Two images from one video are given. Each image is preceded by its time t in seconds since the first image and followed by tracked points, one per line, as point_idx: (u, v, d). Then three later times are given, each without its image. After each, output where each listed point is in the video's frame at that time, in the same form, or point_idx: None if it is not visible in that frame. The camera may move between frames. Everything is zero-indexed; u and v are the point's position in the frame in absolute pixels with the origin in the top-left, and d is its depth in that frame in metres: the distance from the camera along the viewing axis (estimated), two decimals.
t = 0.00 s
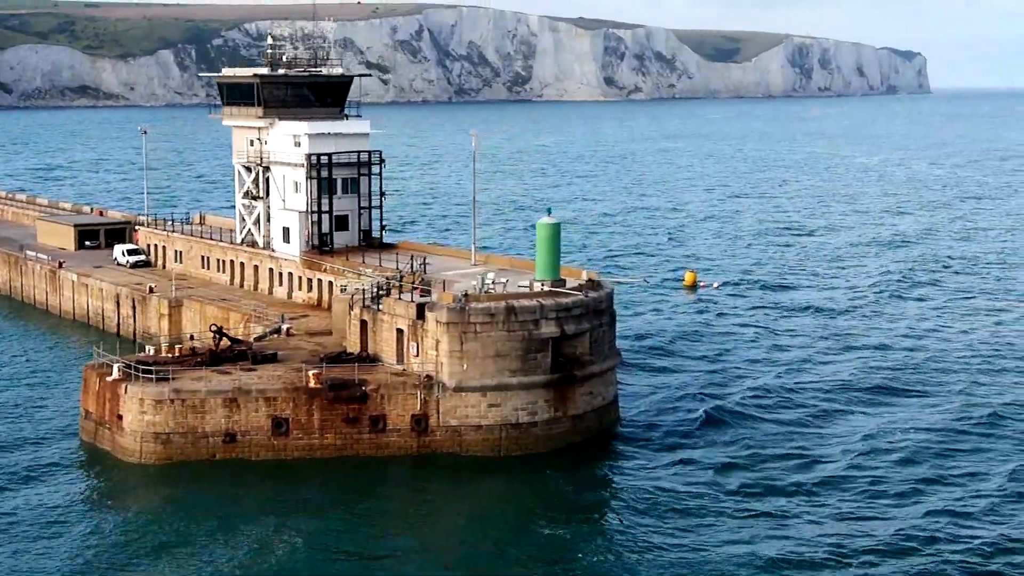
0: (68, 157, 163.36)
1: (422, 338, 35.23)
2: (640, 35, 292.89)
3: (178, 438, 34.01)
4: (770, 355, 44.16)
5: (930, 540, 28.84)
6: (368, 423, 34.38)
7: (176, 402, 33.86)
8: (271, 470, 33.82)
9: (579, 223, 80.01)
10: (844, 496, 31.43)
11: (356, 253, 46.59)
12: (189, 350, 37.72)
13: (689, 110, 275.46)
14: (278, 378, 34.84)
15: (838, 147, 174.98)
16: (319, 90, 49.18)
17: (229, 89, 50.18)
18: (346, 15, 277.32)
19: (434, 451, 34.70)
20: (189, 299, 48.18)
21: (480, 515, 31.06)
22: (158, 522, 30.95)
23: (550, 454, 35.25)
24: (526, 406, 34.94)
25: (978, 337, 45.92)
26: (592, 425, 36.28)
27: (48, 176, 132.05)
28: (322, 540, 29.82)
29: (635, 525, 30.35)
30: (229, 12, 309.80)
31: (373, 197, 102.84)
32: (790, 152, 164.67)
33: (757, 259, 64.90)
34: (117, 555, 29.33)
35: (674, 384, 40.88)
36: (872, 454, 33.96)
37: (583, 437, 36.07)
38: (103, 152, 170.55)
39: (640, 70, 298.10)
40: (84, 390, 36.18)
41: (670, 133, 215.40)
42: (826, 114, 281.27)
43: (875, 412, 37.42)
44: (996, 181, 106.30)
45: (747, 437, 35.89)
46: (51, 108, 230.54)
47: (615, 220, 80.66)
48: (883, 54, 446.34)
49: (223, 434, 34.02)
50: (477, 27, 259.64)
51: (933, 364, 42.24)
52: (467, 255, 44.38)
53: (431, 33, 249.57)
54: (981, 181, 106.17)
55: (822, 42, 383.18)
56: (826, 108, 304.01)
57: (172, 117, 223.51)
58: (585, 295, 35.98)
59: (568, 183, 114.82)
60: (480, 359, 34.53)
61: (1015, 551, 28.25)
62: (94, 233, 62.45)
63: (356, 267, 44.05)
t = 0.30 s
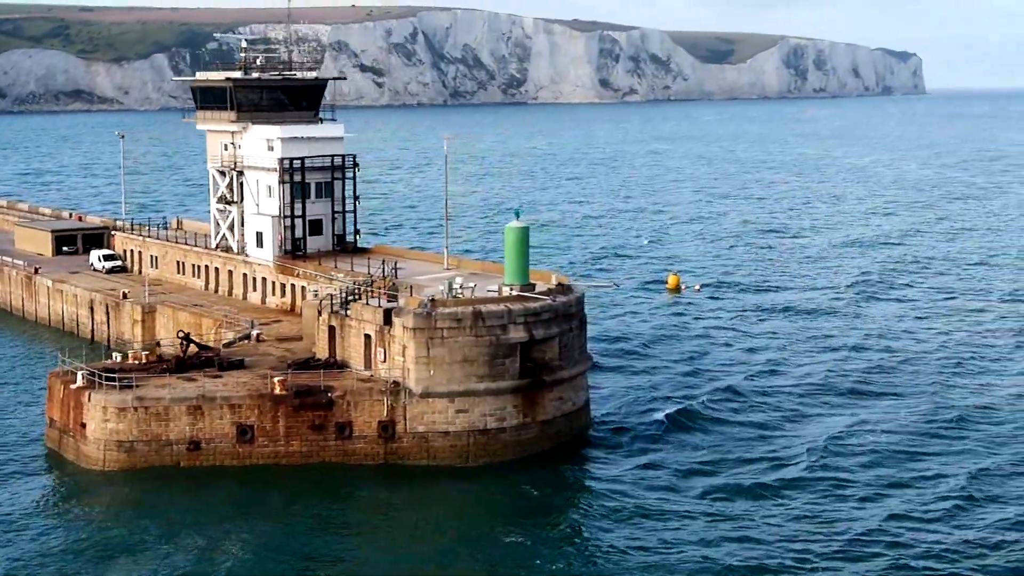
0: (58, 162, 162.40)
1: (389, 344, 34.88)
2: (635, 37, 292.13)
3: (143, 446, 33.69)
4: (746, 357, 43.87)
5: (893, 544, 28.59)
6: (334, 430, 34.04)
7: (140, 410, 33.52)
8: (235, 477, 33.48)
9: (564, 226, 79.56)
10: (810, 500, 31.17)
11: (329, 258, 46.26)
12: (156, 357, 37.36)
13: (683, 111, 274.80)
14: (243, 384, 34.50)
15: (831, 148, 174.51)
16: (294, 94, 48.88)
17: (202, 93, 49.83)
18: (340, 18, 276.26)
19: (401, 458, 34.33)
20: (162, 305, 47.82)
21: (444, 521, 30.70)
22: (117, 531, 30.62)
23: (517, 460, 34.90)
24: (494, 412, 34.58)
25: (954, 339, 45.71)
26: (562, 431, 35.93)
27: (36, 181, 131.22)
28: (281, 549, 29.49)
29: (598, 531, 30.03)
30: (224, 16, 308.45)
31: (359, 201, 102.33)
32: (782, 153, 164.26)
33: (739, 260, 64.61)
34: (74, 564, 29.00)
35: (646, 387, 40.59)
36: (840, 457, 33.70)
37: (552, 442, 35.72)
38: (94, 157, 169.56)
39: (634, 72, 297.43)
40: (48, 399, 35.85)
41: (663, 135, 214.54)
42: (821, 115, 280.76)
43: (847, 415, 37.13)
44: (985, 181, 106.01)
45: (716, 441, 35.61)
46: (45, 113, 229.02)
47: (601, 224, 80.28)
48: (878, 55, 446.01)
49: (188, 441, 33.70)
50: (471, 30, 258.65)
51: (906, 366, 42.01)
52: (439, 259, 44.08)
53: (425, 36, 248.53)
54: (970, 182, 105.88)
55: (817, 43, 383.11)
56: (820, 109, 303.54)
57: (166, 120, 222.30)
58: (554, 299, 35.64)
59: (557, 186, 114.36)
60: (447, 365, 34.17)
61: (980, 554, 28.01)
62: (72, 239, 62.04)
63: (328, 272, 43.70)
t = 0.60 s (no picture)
0: (47, 166, 161.45)
1: (355, 350, 34.60)
2: (630, 39, 291.33)
3: (105, 453, 33.38)
4: (720, 361, 43.63)
5: (856, 551, 28.31)
6: (299, 436, 33.72)
7: (103, 417, 33.21)
8: (199, 484, 33.15)
9: (549, 229, 79.15)
10: (775, 506, 30.89)
11: (302, 262, 45.97)
12: (123, 363, 37.02)
13: (678, 114, 274.10)
14: (208, 391, 34.16)
15: (824, 150, 174.13)
16: (269, 97, 48.36)
17: (177, 96, 49.50)
18: (336, 21, 275.10)
19: (367, 465, 33.99)
20: (136, 310, 47.47)
21: (407, 529, 30.39)
22: (76, 541, 30.33)
23: (486, 466, 34.56)
24: (462, 418, 34.25)
25: (929, 342, 45.47)
26: (532, 437, 35.59)
27: (24, 185, 130.41)
28: (240, 558, 29.19)
29: (562, 538, 29.76)
30: (218, 19, 307.03)
31: (345, 204, 101.84)
32: (775, 155, 163.86)
33: (721, 263, 64.32)
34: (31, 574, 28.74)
35: (618, 391, 40.34)
36: (807, 464, 33.41)
37: (522, 448, 35.37)
38: (85, 160, 168.57)
39: (629, 74, 296.73)
40: (13, 406, 35.53)
41: (657, 138, 213.82)
42: (817, 117, 280.22)
43: (818, 418, 36.91)
44: (975, 183, 105.76)
45: (685, 447, 35.37)
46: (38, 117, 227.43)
47: (586, 226, 79.90)
48: (874, 56, 445.47)
49: (151, 448, 33.39)
50: (466, 32, 257.59)
51: (879, 369, 41.77)
52: (412, 263, 43.80)
53: (420, 39, 247.43)
54: (959, 183, 105.62)
55: (812, 45, 382.63)
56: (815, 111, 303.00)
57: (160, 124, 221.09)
58: (522, 304, 35.29)
59: (546, 188, 113.95)
60: (414, 370, 33.83)
61: (941, 561, 27.79)
62: (50, 244, 61.65)
63: (301, 277, 43.38)
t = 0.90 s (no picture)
0: (38, 169, 160.49)
1: (321, 355, 34.28)
2: (626, 41, 290.65)
3: (67, 460, 33.06)
4: (695, 365, 43.40)
5: (818, 558, 28.09)
6: (264, 443, 33.37)
7: (64, 424, 32.89)
8: (162, 493, 32.82)
9: (534, 231, 78.75)
10: (740, 513, 30.67)
11: (275, 267, 45.62)
12: (88, 369, 36.67)
13: (673, 116, 273.46)
14: (172, 397, 33.85)
15: (818, 152, 173.88)
16: (243, 101, 48.26)
17: (149, 99, 49.12)
18: (331, 24, 274.02)
19: (333, 473, 33.64)
20: (108, 315, 47.12)
21: (369, 539, 30.08)
22: (34, 555, 29.99)
23: (453, 472, 34.21)
24: (429, 424, 33.92)
25: (903, 345, 45.28)
26: (500, 444, 35.25)
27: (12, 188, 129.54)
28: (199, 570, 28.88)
29: (526, 549, 29.50)
30: (213, 22, 305.72)
31: (333, 207, 101.29)
32: (767, 157, 163.52)
33: (704, 266, 64.03)
34: None
35: (589, 396, 40.12)
36: (773, 470, 33.20)
37: (489, 455, 35.01)
38: (75, 163, 167.52)
39: (625, 76, 296.13)
40: None
41: (651, 140, 213.23)
42: (812, 119, 279.76)
43: (788, 422, 36.72)
44: (964, 184, 105.50)
45: (654, 454, 35.15)
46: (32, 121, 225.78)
47: (571, 229, 79.53)
48: (870, 58, 445.36)
49: (114, 456, 33.05)
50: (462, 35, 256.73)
51: (851, 373, 41.57)
52: (383, 267, 43.52)
53: (415, 41, 246.42)
54: (947, 185, 105.41)
55: (808, 47, 382.37)
56: (810, 113, 302.43)
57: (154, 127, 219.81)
58: (490, 308, 34.94)
59: (536, 190, 113.58)
60: (379, 376, 33.51)
61: (903, 568, 27.59)
62: (27, 248, 61.20)
63: (272, 281, 43.02)
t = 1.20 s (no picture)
0: (28, 173, 159.69)
1: (287, 362, 33.92)
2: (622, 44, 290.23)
3: (29, 468, 32.72)
4: (669, 369, 43.08)
5: (779, 566, 27.80)
6: (228, 451, 33.01)
7: (26, 431, 32.55)
8: (125, 502, 32.48)
9: (520, 235, 78.34)
10: (706, 520, 30.36)
11: (247, 272, 45.27)
12: (53, 376, 36.34)
13: (669, 120, 273.03)
14: (135, 404, 33.50)
15: (812, 155, 173.73)
16: (218, 105, 47.79)
17: (123, 103, 48.75)
18: (326, 27, 273.49)
19: (298, 480, 33.28)
20: (80, 321, 46.75)
21: (331, 549, 29.71)
22: None
23: (420, 479, 33.84)
24: (395, 431, 33.55)
25: (879, 348, 45.02)
26: (469, 451, 34.88)
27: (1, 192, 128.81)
28: None
29: (487, 558, 29.21)
30: (208, 25, 304.54)
31: (321, 210, 100.76)
32: (760, 160, 163.29)
33: (687, 270, 63.75)
34: None
35: (561, 401, 39.80)
36: (739, 477, 32.91)
37: (458, 462, 34.65)
38: (67, 166, 166.68)
39: (621, 79, 295.77)
40: None
41: (645, 143, 212.77)
42: (807, 122, 279.63)
43: (759, 427, 36.42)
44: (953, 186, 105.30)
45: (623, 460, 34.83)
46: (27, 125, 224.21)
47: (556, 233, 79.17)
48: (865, 61, 445.49)
49: (76, 463, 32.71)
50: (457, 38, 256.16)
51: (825, 376, 41.28)
52: (355, 272, 43.18)
53: (411, 45, 245.72)
54: (936, 187, 105.24)
55: (803, 50, 382.63)
56: (805, 116, 302.21)
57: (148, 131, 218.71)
58: (458, 314, 34.57)
59: (525, 194, 113.30)
60: (345, 383, 33.15)
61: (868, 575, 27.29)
62: (5, 252, 60.76)
63: (244, 286, 42.66)
